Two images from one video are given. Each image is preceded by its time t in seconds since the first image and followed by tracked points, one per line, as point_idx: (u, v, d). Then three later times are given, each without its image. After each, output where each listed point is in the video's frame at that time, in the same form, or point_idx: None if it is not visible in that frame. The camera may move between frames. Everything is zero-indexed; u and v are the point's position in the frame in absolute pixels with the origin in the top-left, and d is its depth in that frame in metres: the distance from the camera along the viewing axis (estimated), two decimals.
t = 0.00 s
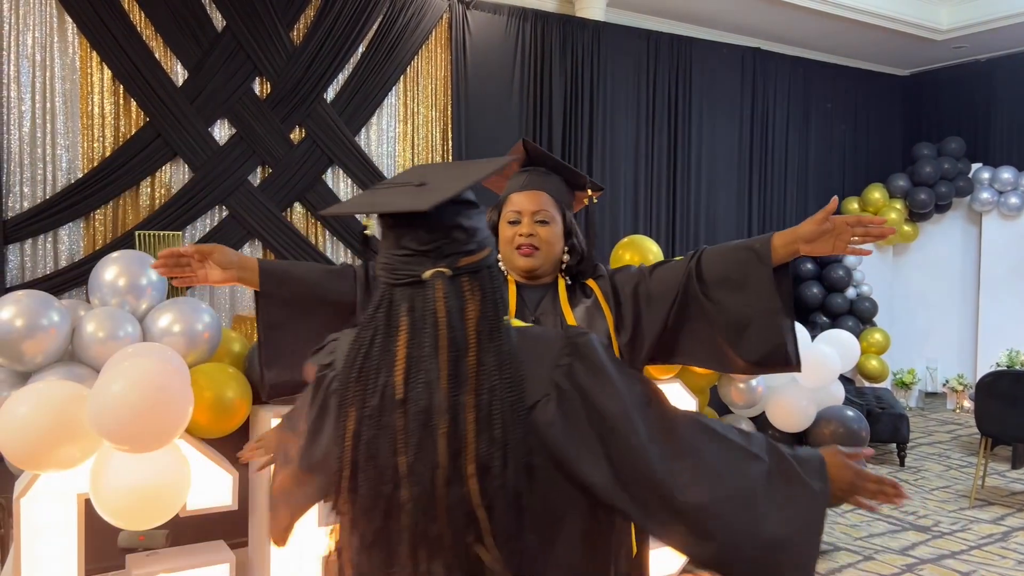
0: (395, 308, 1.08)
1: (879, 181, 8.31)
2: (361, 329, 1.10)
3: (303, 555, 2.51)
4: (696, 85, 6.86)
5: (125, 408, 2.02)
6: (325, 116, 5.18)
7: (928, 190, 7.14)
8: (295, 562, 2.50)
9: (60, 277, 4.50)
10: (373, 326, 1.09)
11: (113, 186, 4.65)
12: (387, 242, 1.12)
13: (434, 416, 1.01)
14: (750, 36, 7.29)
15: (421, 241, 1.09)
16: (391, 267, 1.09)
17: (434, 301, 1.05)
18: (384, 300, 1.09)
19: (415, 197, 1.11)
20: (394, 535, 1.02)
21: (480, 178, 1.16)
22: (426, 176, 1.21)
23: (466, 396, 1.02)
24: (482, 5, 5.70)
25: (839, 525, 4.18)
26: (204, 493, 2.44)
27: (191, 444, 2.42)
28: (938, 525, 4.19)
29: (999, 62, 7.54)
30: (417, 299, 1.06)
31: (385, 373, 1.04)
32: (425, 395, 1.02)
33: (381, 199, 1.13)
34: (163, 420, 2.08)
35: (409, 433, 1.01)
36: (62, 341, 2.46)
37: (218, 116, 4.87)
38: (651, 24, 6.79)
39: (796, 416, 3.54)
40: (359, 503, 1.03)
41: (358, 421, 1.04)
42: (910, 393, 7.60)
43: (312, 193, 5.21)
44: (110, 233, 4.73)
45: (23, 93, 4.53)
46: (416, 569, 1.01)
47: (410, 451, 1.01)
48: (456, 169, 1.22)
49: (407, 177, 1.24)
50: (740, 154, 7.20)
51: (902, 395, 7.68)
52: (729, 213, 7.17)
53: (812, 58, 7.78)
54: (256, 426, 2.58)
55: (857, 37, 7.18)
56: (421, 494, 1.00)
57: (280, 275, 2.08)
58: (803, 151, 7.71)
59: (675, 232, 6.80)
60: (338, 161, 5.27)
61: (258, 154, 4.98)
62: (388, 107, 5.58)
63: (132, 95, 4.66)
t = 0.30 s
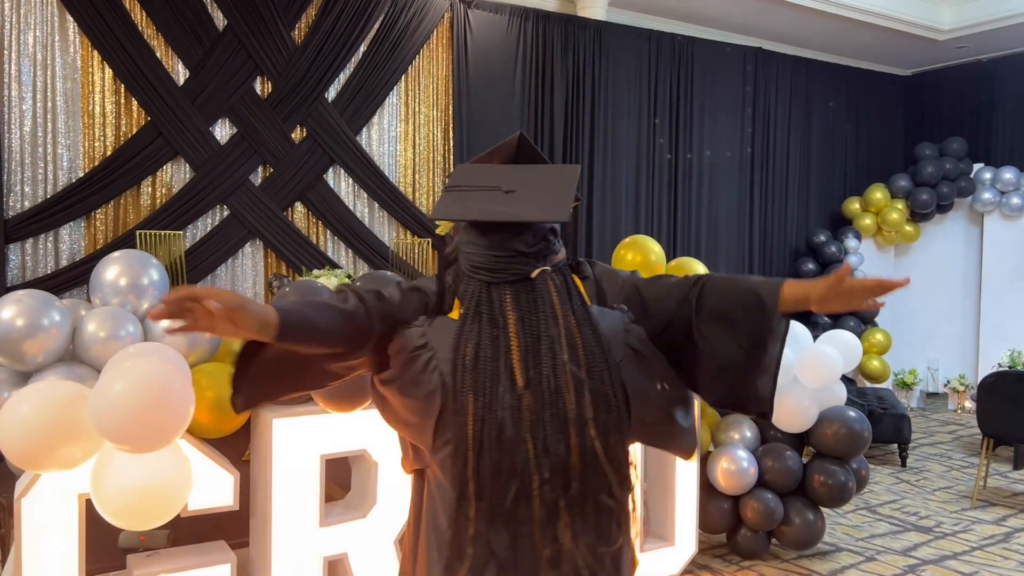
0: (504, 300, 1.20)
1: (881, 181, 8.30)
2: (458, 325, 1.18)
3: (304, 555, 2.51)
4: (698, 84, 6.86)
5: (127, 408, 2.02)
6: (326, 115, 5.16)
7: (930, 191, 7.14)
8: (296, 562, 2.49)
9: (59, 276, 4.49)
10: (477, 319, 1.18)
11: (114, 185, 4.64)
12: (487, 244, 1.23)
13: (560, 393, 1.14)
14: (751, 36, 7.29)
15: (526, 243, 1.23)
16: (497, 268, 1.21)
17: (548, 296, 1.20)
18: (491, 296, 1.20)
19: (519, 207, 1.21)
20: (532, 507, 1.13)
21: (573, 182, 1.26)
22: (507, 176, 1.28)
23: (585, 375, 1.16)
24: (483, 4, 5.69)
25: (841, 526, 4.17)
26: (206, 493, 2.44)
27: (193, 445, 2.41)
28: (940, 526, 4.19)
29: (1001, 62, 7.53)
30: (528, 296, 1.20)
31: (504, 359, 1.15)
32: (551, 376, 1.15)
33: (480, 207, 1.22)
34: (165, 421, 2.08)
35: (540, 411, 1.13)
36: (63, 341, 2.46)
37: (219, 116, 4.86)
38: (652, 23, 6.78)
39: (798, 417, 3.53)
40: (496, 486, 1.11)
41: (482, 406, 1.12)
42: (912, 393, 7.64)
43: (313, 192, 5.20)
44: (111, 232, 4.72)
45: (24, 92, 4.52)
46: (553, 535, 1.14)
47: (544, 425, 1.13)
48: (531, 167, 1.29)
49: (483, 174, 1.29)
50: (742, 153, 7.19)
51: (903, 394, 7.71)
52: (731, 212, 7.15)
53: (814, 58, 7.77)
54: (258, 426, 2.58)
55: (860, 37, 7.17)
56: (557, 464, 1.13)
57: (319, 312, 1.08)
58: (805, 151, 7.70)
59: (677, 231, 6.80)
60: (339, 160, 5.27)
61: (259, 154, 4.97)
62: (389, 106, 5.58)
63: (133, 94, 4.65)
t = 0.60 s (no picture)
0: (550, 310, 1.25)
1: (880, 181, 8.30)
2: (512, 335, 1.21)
3: (304, 555, 2.50)
4: (696, 84, 6.85)
5: (127, 408, 2.01)
6: (325, 115, 5.16)
7: (929, 190, 7.13)
8: (296, 562, 2.49)
9: (58, 276, 4.48)
10: (523, 326, 1.22)
11: (113, 185, 4.63)
12: (534, 257, 1.27)
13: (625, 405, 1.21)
14: (750, 36, 7.28)
15: (569, 257, 1.29)
16: (545, 281, 1.26)
17: (594, 306, 1.26)
18: (538, 307, 1.24)
19: (570, 224, 1.26)
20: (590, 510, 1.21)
21: (607, 196, 1.35)
22: (544, 186, 1.33)
23: (630, 378, 1.24)
24: (482, 3, 5.68)
25: (841, 526, 4.17)
26: (205, 493, 2.43)
27: (193, 446, 2.40)
28: (940, 526, 4.19)
29: (1000, 62, 7.53)
30: (571, 304, 1.26)
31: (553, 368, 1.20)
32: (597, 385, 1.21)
33: (532, 223, 1.25)
34: (164, 422, 2.07)
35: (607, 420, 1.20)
36: (62, 341, 2.45)
37: (218, 116, 4.86)
38: (651, 23, 6.78)
39: (797, 416, 3.53)
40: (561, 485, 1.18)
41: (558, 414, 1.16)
42: (911, 392, 7.64)
43: (312, 192, 5.19)
44: (110, 232, 4.72)
45: (23, 92, 4.51)
46: (612, 534, 1.22)
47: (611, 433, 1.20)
48: (562, 175, 1.36)
49: (522, 180, 1.33)
50: (741, 153, 7.19)
51: (902, 395, 7.71)
52: (730, 211, 7.14)
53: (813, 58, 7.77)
54: (257, 427, 2.58)
55: (859, 36, 7.17)
56: (614, 470, 1.21)
57: (445, 332, 1.18)
58: (804, 150, 7.70)
59: (676, 231, 6.79)
60: (338, 161, 5.26)
61: (258, 153, 4.97)
62: (388, 106, 5.58)
63: (132, 94, 4.65)
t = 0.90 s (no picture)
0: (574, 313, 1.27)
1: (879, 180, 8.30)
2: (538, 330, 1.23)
3: (305, 555, 2.49)
4: (695, 85, 6.85)
5: (127, 409, 2.00)
6: (324, 114, 5.15)
7: (928, 189, 7.13)
8: (297, 562, 2.48)
9: (57, 276, 4.47)
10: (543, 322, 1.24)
11: (112, 185, 4.62)
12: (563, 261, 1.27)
13: (653, 413, 1.25)
14: (749, 35, 7.28)
15: (597, 265, 1.31)
16: (570, 285, 1.27)
17: (615, 312, 1.29)
18: (561, 309, 1.25)
19: (602, 235, 1.26)
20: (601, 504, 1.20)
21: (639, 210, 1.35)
22: (578, 190, 1.32)
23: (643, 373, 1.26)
24: (481, 3, 5.68)
25: (841, 525, 4.17)
26: (205, 494, 2.42)
27: (193, 446, 2.39)
28: (940, 525, 4.19)
29: (998, 62, 7.54)
30: (593, 307, 1.28)
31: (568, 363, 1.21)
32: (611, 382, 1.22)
33: (563, 228, 1.24)
34: (163, 424, 2.06)
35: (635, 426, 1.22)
36: (61, 342, 2.44)
37: (217, 115, 4.84)
38: (650, 23, 6.78)
39: (798, 416, 3.52)
40: (581, 485, 1.19)
41: (582, 413, 1.19)
42: (910, 392, 7.64)
43: (312, 191, 5.19)
44: (108, 232, 4.71)
45: (22, 92, 4.50)
46: (624, 527, 1.20)
47: (637, 438, 1.22)
48: (596, 181, 1.35)
49: (555, 183, 1.32)
50: (740, 152, 7.18)
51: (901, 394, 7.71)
52: (729, 211, 7.14)
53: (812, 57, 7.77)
54: (257, 427, 2.57)
55: (858, 36, 7.17)
56: (630, 467, 1.20)
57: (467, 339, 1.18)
58: (803, 150, 7.70)
59: (676, 231, 6.79)
60: (337, 160, 5.25)
61: (257, 153, 4.96)
62: (387, 106, 5.57)
63: (131, 94, 4.64)
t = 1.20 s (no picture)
0: (568, 313, 1.25)
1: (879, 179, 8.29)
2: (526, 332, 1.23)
3: (309, 555, 2.48)
4: (696, 84, 6.83)
5: (131, 410, 1.99)
6: (325, 113, 5.13)
7: (930, 188, 7.11)
8: (301, 562, 2.47)
9: (58, 276, 4.45)
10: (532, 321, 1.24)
11: (113, 184, 4.61)
12: (545, 267, 1.28)
13: (651, 401, 1.23)
14: (750, 34, 7.27)
15: (582, 264, 1.31)
16: (559, 288, 1.26)
17: (604, 303, 1.28)
18: (550, 310, 1.25)
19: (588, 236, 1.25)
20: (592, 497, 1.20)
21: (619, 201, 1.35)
22: (551, 193, 1.32)
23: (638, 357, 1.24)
24: (482, 2, 5.66)
25: (845, 525, 4.16)
26: (209, 495, 2.41)
27: (196, 447, 2.38)
28: (944, 525, 4.18)
29: (998, 61, 7.53)
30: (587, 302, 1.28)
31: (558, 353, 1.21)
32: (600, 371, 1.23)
33: (549, 236, 1.23)
34: (167, 425, 2.05)
35: (631, 418, 1.22)
36: (64, 342, 2.42)
37: (218, 115, 4.83)
38: (651, 22, 6.77)
39: (802, 416, 3.51)
40: (576, 481, 1.19)
41: (574, 408, 1.19)
42: (912, 391, 7.62)
43: (313, 191, 5.17)
44: (109, 232, 4.69)
45: (22, 91, 4.48)
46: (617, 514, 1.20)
47: (634, 430, 1.22)
48: (573, 180, 1.35)
49: (531, 191, 1.31)
50: (741, 151, 7.17)
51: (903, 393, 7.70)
52: (730, 210, 7.12)
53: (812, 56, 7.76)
54: (261, 428, 2.56)
55: (859, 35, 7.16)
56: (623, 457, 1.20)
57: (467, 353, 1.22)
58: (804, 149, 7.69)
59: (677, 231, 6.78)
60: (339, 160, 5.24)
61: (258, 153, 4.94)
62: (388, 105, 5.55)
63: (132, 94, 4.62)
